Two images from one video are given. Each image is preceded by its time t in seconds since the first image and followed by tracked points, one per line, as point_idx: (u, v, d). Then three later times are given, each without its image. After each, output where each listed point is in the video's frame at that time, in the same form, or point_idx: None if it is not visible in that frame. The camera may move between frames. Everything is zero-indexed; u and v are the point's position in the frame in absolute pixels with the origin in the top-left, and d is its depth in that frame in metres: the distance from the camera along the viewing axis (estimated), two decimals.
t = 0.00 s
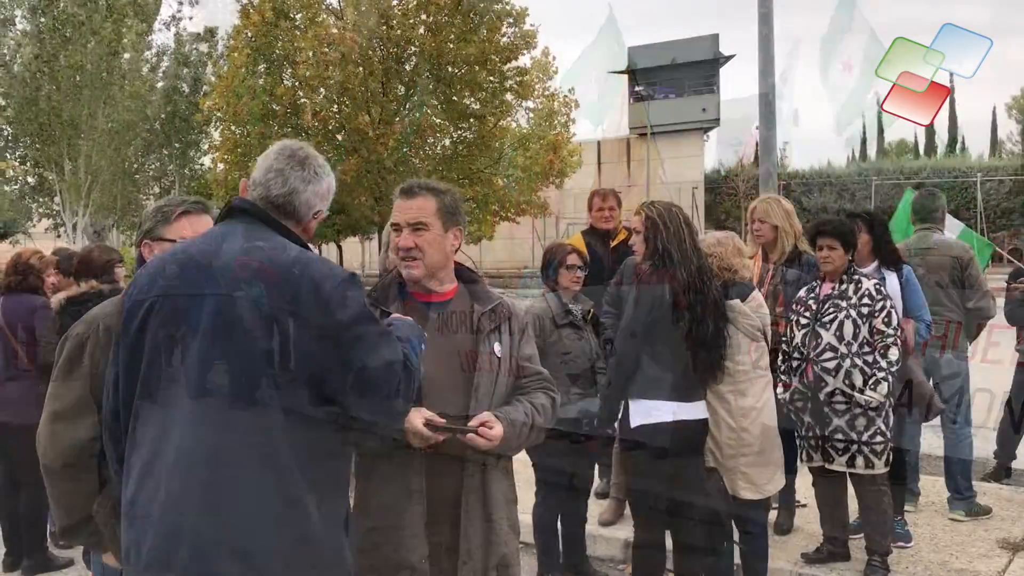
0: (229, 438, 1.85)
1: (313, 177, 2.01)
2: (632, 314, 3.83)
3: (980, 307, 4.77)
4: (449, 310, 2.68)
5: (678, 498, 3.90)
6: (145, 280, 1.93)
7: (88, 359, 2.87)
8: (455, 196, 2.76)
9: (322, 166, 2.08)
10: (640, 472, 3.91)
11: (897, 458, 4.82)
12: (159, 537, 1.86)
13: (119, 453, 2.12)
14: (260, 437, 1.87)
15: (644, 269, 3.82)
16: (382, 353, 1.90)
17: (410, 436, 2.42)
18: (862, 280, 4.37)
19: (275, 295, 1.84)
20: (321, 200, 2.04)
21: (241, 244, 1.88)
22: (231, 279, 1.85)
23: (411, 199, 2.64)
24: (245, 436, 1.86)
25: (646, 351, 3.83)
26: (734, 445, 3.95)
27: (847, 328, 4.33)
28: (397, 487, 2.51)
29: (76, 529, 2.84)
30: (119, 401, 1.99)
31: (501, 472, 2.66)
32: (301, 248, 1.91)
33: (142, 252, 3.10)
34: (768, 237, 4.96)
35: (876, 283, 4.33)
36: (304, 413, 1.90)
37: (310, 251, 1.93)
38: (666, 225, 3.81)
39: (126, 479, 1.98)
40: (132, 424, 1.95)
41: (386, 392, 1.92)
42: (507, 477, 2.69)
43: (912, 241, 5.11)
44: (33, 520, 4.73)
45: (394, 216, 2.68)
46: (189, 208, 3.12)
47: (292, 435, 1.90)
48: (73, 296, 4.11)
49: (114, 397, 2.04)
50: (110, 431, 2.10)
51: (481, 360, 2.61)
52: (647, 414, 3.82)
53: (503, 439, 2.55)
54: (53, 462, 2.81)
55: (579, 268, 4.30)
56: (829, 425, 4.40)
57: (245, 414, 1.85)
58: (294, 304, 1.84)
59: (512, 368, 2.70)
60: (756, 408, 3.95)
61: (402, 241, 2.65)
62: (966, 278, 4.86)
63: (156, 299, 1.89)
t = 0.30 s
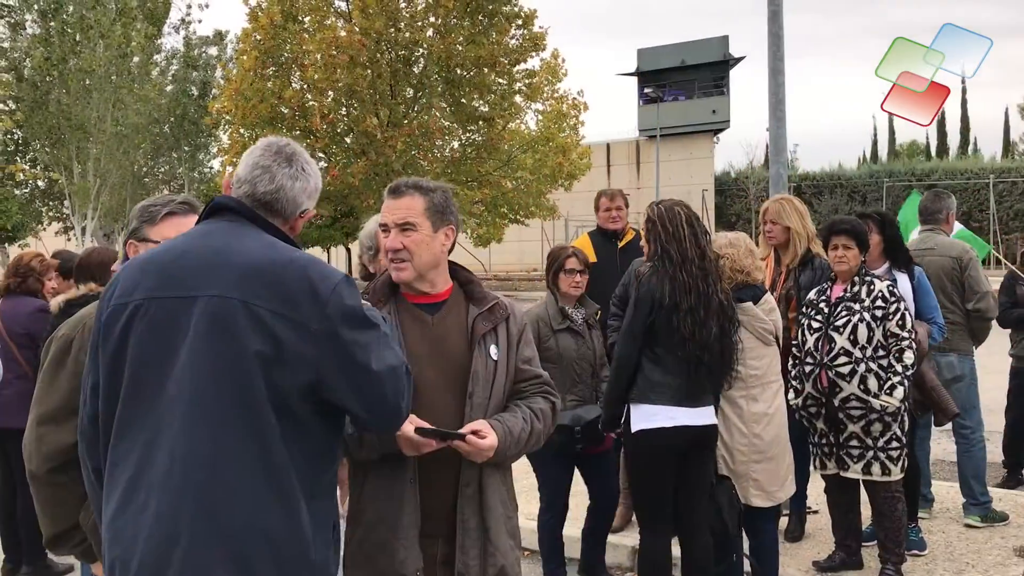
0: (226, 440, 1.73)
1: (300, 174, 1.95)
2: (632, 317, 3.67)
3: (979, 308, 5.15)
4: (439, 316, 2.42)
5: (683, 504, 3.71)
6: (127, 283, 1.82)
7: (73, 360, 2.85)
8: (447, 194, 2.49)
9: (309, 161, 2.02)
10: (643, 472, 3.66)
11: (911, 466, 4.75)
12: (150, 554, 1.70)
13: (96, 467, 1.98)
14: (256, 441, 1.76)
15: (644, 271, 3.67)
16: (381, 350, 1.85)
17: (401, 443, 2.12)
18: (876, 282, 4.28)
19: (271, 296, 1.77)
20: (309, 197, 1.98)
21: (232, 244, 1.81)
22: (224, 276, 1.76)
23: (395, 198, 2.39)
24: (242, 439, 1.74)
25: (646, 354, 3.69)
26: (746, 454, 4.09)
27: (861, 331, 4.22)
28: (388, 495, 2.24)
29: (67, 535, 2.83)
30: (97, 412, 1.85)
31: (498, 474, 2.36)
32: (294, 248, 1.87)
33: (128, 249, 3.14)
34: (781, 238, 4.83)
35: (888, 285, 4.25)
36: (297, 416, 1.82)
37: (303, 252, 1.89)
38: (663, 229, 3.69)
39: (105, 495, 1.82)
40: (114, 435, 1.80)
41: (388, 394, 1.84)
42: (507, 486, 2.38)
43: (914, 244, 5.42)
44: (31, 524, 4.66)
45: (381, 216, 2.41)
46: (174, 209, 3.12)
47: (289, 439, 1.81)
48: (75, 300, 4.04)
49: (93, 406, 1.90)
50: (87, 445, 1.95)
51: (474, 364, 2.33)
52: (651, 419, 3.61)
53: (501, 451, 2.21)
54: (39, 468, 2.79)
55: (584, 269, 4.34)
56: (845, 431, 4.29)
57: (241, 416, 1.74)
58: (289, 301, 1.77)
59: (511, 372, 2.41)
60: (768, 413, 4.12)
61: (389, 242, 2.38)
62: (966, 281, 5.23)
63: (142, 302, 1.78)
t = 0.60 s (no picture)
0: (203, 451, 1.68)
1: (278, 175, 1.90)
2: (631, 322, 3.60)
3: (997, 313, 5.05)
4: (432, 322, 2.36)
5: (688, 513, 3.65)
6: (103, 291, 1.78)
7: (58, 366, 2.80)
8: (439, 198, 2.47)
9: (286, 161, 1.96)
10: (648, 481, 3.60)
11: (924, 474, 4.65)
12: (126, 571, 1.65)
13: (74, 482, 1.93)
14: (236, 451, 1.71)
15: (641, 277, 3.62)
16: (364, 354, 1.80)
17: (391, 455, 2.07)
18: (888, 287, 4.19)
19: (250, 303, 1.72)
20: (288, 198, 1.92)
21: (209, 250, 1.76)
22: (201, 283, 1.72)
23: (387, 204, 2.36)
24: (220, 449, 1.69)
25: (646, 362, 3.63)
26: (755, 460, 4.02)
27: (875, 338, 4.12)
28: (380, 508, 2.18)
29: (55, 546, 2.78)
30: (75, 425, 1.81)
31: (495, 486, 2.27)
32: (273, 253, 1.82)
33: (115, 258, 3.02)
34: (790, 242, 4.75)
35: (902, 290, 4.16)
36: (279, 425, 1.77)
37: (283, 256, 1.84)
38: (663, 234, 3.60)
39: (83, 510, 1.78)
40: (90, 449, 1.75)
41: (372, 400, 1.79)
42: (504, 500, 2.31)
43: (929, 247, 5.32)
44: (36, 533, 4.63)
45: (373, 221, 2.38)
46: (159, 214, 2.99)
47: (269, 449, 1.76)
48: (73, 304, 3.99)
49: (73, 418, 1.86)
50: (64, 458, 1.90)
51: (468, 372, 2.27)
52: (648, 426, 3.55)
53: (491, 463, 2.16)
54: (24, 476, 2.73)
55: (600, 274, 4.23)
56: (857, 438, 4.18)
57: (219, 423, 1.70)
58: (268, 306, 1.73)
59: (507, 380, 2.34)
60: (779, 422, 4.03)
61: (380, 248, 2.35)
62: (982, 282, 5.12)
63: (118, 311, 1.73)
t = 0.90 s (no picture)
0: (170, 450, 1.68)
1: (258, 171, 1.87)
2: (632, 322, 3.61)
3: None
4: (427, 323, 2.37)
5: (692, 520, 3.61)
6: (79, 291, 1.80)
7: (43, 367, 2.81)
8: (437, 198, 2.47)
9: (272, 160, 1.94)
10: (651, 489, 3.58)
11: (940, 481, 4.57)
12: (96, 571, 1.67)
13: (55, 482, 1.95)
14: (202, 452, 1.70)
15: (644, 279, 3.62)
16: (337, 345, 1.75)
17: (380, 456, 2.08)
18: (905, 291, 4.10)
19: (220, 300, 1.71)
20: (270, 196, 1.89)
21: (182, 248, 1.76)
22: (171, 280, 1.73)
23: (383, 202, 2.35)
24: (190, 449, 1.69)
25: (647, 365, 3.62)
26: (765, 465, 3.95)
27: (889, 342, 4.05)
28: (371, 511, 2.19)
29: (41, 546, 2.81)
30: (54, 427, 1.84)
31: (485, 489, 2.29)
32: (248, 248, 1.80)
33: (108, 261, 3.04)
34: (803, 245, 4.70)
35: (918, 294, 4.07)
36: (249, 422, 1.74)
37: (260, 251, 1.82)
38: (670, 237, 3.58)
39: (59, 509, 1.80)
40: (67, 448, 1.79)
41: (344, 398, 1.75)
42: (497, 505, 2.33)
43: (955, 250, 5.22)
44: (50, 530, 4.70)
45: (371, 220, 2.37)
46: (149, 216, 2.99)
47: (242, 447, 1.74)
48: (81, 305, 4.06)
49: (50, 419, 1.89)
50: (44, 459, 1.93)
51: (461, 374, 2.26)
52: (649, 429, 3.54)
53: (483, 466, 2.16)
54: (11, 476, 2.78)
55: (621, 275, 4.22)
56: (869, 444, 4.12)
57: (185, 425, 1.69)
58: (236, 301, 1.71)
59: (501, 383, 2.34)
60: (790, 426, 3.95)
61: (378, 249, 2.35)
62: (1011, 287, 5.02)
63: (90, 311, 1.76)
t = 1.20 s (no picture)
0: (138, 449, 1.73)
1: (242, 168, 1.90)
2: (641, 324, 3.57)
3: None
4: (422, 323, 2.36)
5: (706, 525, 3.53)
6: (64, 290, 1.87)
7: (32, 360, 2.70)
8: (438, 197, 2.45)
9: (258, 156, 1.98)
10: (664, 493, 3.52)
11: (965, 491, 4.45)
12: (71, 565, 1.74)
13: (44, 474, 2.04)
14: (172, 453, 1.75)
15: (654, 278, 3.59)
16: (303, 357, 1.78)
17: (370, 458, 2.07)
18: (931, 296, 3.98)
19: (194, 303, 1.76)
20: (253, 190, 1.93)
21: (159, 248, 1.82)
22: (147, 281, 1.78)
23: (384, 201, 2.32)
24: (160, 449, 1.74)
25: (658, 366, 3.56)
26: (782, 472, 3.81)
27: (911, 347, 3.95)
28: (362, 514, 2.19)
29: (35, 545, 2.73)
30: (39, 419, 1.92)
31: (479, 492, 2.28)
32: (226, 250, 1.85)
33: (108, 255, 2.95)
34: (827, 246, 4.60)
35: (945, 300, 3.95)
36: (214, 428, 1.78)
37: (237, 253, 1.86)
38: (682, 237, 3.53)
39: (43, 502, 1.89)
40: (50, 439, 1.86)
41: (307, 403, 1.77)
42: (491, 506, 2.32)
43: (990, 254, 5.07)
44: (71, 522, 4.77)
45: (371, 217, 2.34)
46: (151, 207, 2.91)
47: (209, 450, 1.78)
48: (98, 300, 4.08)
49: (37, 415, 1.97)
50: (34, 451, 2.02)
51: (455, 375, 2.26)
52: (659, 434, 3.48)
53: (472, 467, 2.15)
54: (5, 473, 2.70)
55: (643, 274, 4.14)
56: (888, 452, 4.03)
57: (157, 426, 1.75)
58: (208, 304, 1.76)
59: (495, 385, 2.33)
60: (808, 433, 3.82)
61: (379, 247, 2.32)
62: None
63: (73, 310, 1.83)
